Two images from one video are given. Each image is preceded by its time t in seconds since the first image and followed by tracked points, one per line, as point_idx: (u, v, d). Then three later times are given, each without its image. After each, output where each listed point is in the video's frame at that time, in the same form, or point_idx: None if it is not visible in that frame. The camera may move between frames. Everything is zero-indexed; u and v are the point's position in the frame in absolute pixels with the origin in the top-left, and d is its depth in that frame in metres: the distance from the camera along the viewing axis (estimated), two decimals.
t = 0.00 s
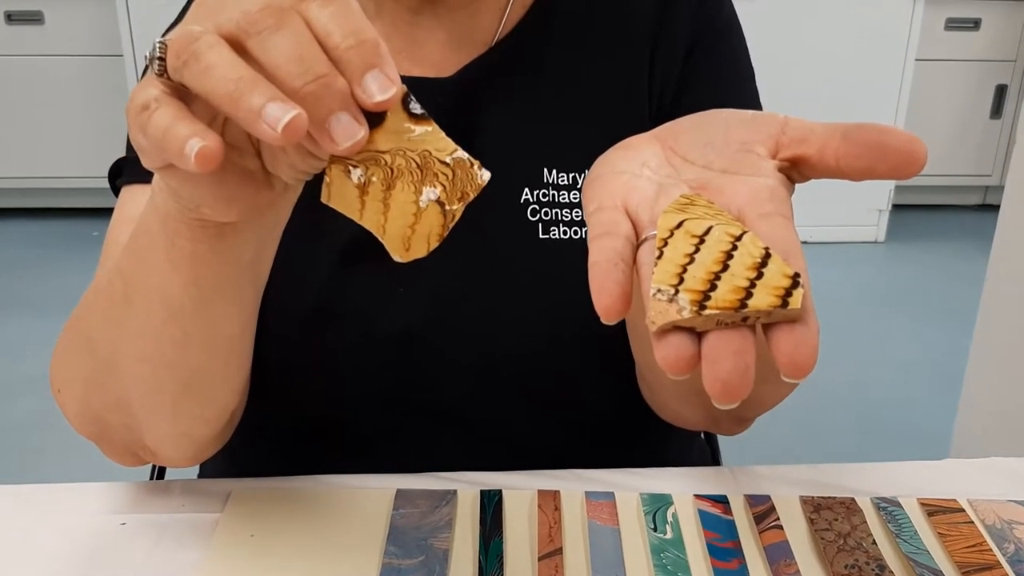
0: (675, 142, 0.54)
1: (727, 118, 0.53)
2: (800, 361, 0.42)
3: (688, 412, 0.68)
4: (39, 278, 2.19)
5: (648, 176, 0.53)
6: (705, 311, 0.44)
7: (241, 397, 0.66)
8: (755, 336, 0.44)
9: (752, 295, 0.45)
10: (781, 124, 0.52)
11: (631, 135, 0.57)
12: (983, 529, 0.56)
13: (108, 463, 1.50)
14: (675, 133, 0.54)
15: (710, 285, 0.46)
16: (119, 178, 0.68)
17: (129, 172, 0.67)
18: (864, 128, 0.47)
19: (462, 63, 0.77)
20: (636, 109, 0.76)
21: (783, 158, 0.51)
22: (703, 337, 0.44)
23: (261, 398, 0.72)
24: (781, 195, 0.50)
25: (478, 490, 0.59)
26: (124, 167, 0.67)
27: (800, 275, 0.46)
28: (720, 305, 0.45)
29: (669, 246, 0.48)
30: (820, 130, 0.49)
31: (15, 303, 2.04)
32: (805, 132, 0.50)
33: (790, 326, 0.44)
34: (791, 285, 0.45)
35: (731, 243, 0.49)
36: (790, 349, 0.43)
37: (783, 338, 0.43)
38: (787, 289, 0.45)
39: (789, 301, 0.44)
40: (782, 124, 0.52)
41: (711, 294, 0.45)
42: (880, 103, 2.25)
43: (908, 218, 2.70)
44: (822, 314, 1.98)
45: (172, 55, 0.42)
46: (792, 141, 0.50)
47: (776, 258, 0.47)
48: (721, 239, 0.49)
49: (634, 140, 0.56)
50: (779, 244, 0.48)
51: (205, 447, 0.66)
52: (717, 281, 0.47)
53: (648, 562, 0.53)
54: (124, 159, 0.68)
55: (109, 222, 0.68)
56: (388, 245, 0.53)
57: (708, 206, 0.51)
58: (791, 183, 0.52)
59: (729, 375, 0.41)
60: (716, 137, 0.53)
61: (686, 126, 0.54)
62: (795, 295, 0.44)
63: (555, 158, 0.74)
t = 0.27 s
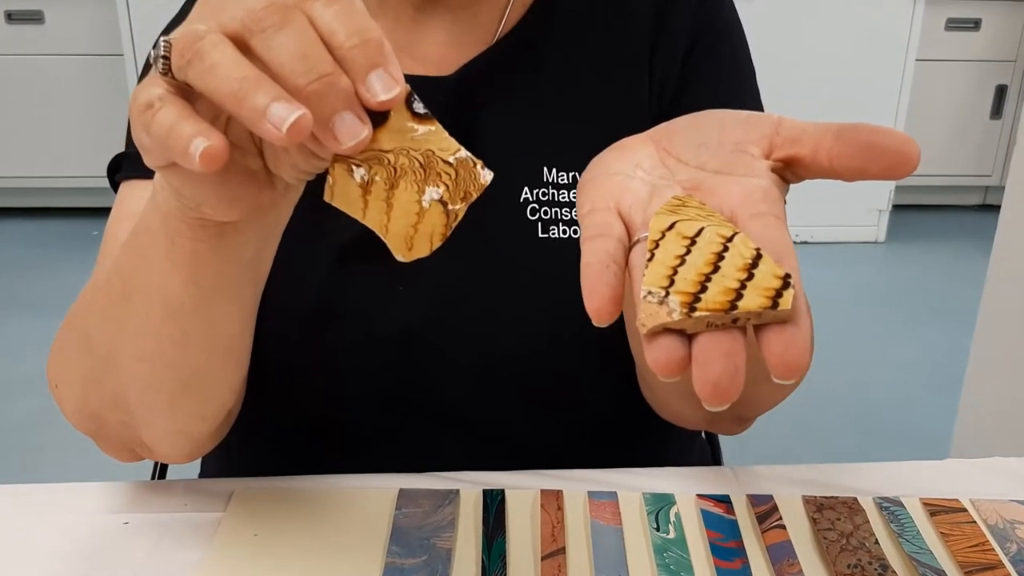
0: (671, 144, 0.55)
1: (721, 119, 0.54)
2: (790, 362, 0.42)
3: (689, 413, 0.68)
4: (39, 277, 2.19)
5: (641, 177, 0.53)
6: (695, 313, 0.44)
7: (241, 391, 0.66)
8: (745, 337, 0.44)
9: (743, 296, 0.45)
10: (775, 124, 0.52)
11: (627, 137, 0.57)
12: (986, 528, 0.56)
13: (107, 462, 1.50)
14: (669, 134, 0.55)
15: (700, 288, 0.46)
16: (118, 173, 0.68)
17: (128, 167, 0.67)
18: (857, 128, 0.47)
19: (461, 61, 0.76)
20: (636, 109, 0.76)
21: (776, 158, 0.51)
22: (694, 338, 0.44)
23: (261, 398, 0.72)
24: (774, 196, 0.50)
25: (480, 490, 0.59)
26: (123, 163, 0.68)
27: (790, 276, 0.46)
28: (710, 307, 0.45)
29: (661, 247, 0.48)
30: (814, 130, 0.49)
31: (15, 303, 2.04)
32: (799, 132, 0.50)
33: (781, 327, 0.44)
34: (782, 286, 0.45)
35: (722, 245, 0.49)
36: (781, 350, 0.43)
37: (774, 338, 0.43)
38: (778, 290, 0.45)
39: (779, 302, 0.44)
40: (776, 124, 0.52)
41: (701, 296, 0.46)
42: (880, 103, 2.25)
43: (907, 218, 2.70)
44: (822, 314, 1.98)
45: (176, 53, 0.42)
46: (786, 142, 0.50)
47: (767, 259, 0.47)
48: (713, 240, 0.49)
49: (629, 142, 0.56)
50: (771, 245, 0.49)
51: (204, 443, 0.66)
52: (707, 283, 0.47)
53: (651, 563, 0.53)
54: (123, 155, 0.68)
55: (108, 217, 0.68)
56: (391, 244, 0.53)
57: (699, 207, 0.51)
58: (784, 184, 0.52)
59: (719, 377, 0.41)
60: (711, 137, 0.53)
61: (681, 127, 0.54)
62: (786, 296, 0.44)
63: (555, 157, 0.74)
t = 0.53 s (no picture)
0: (664, 140, 0.54)
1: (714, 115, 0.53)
2: (778, 357, 0.42)
3: (693, 410, 0.68)
4: (38, 275, 2.19)
5: (634, 173, 0.53)
6: (682, 309, 0.44)
7: (239, 384, 0.66)
8: (733, 332, 0.44)
9: (730, 292, 0.45)
10: (768, 120, 0.51)
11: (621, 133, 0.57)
12: (985, 528, 0.56)
13: (106, 461, 1.50)
14: (664, 130, 0.54)
15: (688, 284, 0.47)
16: (118, 165, 0.68)
17: (127, 159, 0.67)
18: (848, 122, 0.46)
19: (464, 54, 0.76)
20: (637, 107, 0.76)
21: (770, 153, 0.50)
22: (681, 334, 0.44)
23: (258, 393, 0.72)
24: (764, 191, 0.50)
25: (480, 490, 0.59)
26: (122, 155, 0.68)
27: (778, 271, 0.46)
28: (698, 303, 0.45)
29: (650, 244, 0.48)
30: (805, 125, 0.48)
31: (14, 302, 2.04)
32: (791, 128, 0.49)
33: (768, 322, 0.44)
34: (770, 281, 0.45)
35: (710, 241, 0.49)
36: (770, 347, 0.42)
37: (762, 333, 0.43)
38: (766, 285, 0.45)
39: (767, 297, 0.44)
40: (769, 119, 0.51)
41: (689, 292, 0.46)
42: (881, 103, 2.25)
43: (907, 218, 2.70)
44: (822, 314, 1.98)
45: (185, 48, 0.42)
46: (779, 138, 0.50)
47: (755, 254, 0.48)
48: (702, 236, 0.49)
49: (622, 138, 0.56)
50: (760, 242, 0.49)
51: (201, 435, 0.66)
52: (695, 279, 0.48)
53: (650, 561, 0.53)
54: (122, 147, 0.68)
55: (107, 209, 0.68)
56: (393, 243, 0.54)
57: (689, 203, 0.50)
58: (778, 179, 0.51)
59: (705, 372, 0.41)
60: (704, 133, 0.53)
61: (674, 123, 0.54)
62: (774, 291, 0.45)
63: (557, 150, 0.74)
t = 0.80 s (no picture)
0: (670, 131, 0.54)
1: (717, 107, 0.54)
2: (786, 344, 0.42)
3: (693, 408, 0.68)
4: (38, 275, 2.19)
5: (640, 164, 0.53)
6: (690, 295, 0.44)
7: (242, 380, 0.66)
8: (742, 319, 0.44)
9: (739, 278, 0.45)
10: (773, 112, 0.51)
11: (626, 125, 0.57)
12: (986, 528, 0.56)
13: (106, 461, 1.50)
14: (669, 122, 0.54)
15: (696, 270, 0.47)
16: (119, 161, 0.68)
17: (129, 154, 0.67)
18: (856, 114, 0.46)
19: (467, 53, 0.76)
20: (640, 103, 0.76)
21: (776, 144, 0.50)
22: (689, 320, 0.43)
23: (259, 392, 0.72)
24: (770, 181, 0.50)
25: (480, 489, 0.59)
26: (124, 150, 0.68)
27: (786, 259, 0.46)
28: (706, 289, 0.45)
29: (657, 231, 0.49)
30: (811, 117, 0.48)
31: (14, 301, 2.04)
32: (796, 119, 0.49)
33: (777, 309, 0.44)
34: (778, 269, 0.45)
35: (719, 228, 0.49)
36: (778, 335, 0.42)
37: (770, 320, 0.43)
38: (774, 273, 0.45)
39: (776, 284, 0.44)
40: (775, 112, 0.51)
41: (698, 278, 0.46)
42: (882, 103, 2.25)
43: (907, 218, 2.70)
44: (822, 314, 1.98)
45: (197, 36, 0.42)
46: (784, 129, 0.50)
47: (763, 242, 0.48)
48: (710, 224, 0.49)
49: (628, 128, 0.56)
50: (768, 230, 0.48)
51: (203, 432, 0.66)
52: (703, 265, 0.48)
53: (650, 561, 0.53)
54: (125, 142, 0.68)
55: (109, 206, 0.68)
56: (406, 233, 0.54)
57: (695, 191, 0.51)
58: (784, 170, 0.51)
59: (713, 357, 0.41)
60: (709, 125, 0.53)
61: (679, 114, 0.54)
62: (782, 278, 0.45)
63: (559, 149, 0.74)
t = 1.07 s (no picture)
0: (675, 132, 0.54)
1: (724, 107, 0.53)
2: (791, 345, 0.42)
3: (695, 407, 0.68)
4: (38, 274, 2.19)
5: (646, 164, 0.53)
6: (696, 296, 0.44)
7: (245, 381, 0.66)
8: (748, 320, 0.44)
9: (746, 279, 0.45)
10: (779, 113, 0.51)
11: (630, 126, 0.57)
12: (989, 529, 0.55)
13: (107, 460, 1.50)
14: (674, 122, 0.54)
15: (703, 271, 0.47)
16: (122, 160, 0.68)
17: (131, 153, 0.67)
18: (861, 116, 0.46)
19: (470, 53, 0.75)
20: (644, 104, 0.76)
21: (781, 145, 0.50)
22: (695, 321, 0.43)
23: (260, 392, 0.72)
24: (776, 181, 0.50)
25: (482, 489, 0.59)
26: (127, 149, 0.68)
27: (793, 260, 0.46)
28: (712, 291, 0.45)
29: (663, 233, 0.49)
30: (817, 118, 0.48)
31: (13, 301, 2.04)
32: (802, 121, 0.49)
33: (783, 310, 0.43)
34: (785, 270, 0.45)
35: (724, 229, 0.49)
36: (783, 336, 0.42)
37: (776, 322, 0.43)
38: (780, 274, 0.45)
39: (781, 285, 0.44)
40: (781, 113, 0.51)
41: (704, 279, 0.46)
42: (883, 103, 2.25)
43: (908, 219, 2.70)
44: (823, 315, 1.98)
45: (209, 38, 0.42)
46: (790, 130, 0.50)
47: (769, 244, 0.47)
48: (716, 226, 0.49)
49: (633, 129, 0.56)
50: (776, 231, 0.48)
51: (206, 432, 0.66)
52: (710, 266, 0.47)
53: (652, 562, 0.53)
54: (128, 142, 0.68)
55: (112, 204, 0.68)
56: (415, 237, 0.54)
57: (702, 192, 0.51)
58: (790, 172, 0.51)
59: (719, 360, 0.41)
60: (714, 126, 0.53)
61: (684, 114, 0.54)
62: (788, 280, 0.45)
63: (562, 150, 0.74)
